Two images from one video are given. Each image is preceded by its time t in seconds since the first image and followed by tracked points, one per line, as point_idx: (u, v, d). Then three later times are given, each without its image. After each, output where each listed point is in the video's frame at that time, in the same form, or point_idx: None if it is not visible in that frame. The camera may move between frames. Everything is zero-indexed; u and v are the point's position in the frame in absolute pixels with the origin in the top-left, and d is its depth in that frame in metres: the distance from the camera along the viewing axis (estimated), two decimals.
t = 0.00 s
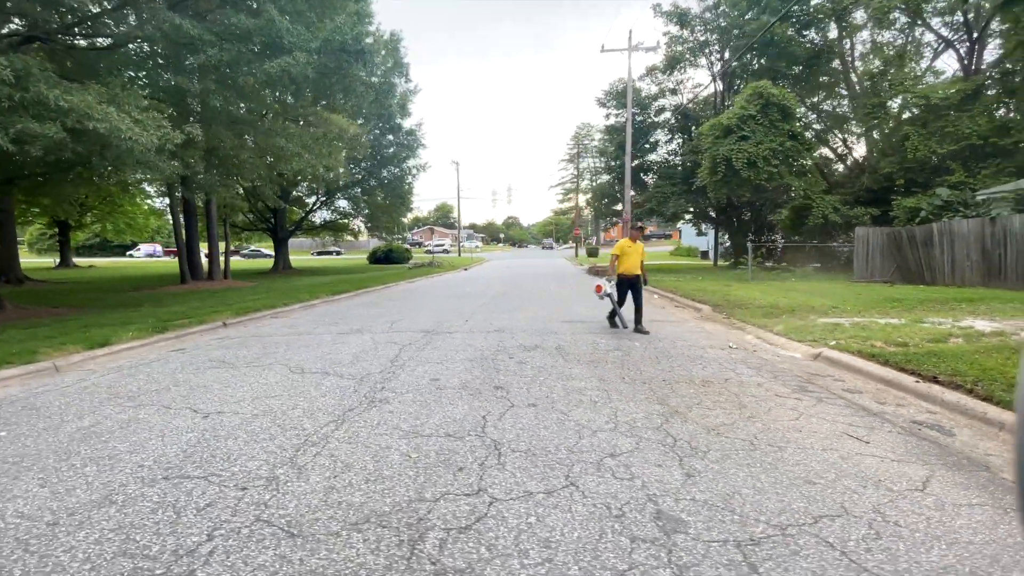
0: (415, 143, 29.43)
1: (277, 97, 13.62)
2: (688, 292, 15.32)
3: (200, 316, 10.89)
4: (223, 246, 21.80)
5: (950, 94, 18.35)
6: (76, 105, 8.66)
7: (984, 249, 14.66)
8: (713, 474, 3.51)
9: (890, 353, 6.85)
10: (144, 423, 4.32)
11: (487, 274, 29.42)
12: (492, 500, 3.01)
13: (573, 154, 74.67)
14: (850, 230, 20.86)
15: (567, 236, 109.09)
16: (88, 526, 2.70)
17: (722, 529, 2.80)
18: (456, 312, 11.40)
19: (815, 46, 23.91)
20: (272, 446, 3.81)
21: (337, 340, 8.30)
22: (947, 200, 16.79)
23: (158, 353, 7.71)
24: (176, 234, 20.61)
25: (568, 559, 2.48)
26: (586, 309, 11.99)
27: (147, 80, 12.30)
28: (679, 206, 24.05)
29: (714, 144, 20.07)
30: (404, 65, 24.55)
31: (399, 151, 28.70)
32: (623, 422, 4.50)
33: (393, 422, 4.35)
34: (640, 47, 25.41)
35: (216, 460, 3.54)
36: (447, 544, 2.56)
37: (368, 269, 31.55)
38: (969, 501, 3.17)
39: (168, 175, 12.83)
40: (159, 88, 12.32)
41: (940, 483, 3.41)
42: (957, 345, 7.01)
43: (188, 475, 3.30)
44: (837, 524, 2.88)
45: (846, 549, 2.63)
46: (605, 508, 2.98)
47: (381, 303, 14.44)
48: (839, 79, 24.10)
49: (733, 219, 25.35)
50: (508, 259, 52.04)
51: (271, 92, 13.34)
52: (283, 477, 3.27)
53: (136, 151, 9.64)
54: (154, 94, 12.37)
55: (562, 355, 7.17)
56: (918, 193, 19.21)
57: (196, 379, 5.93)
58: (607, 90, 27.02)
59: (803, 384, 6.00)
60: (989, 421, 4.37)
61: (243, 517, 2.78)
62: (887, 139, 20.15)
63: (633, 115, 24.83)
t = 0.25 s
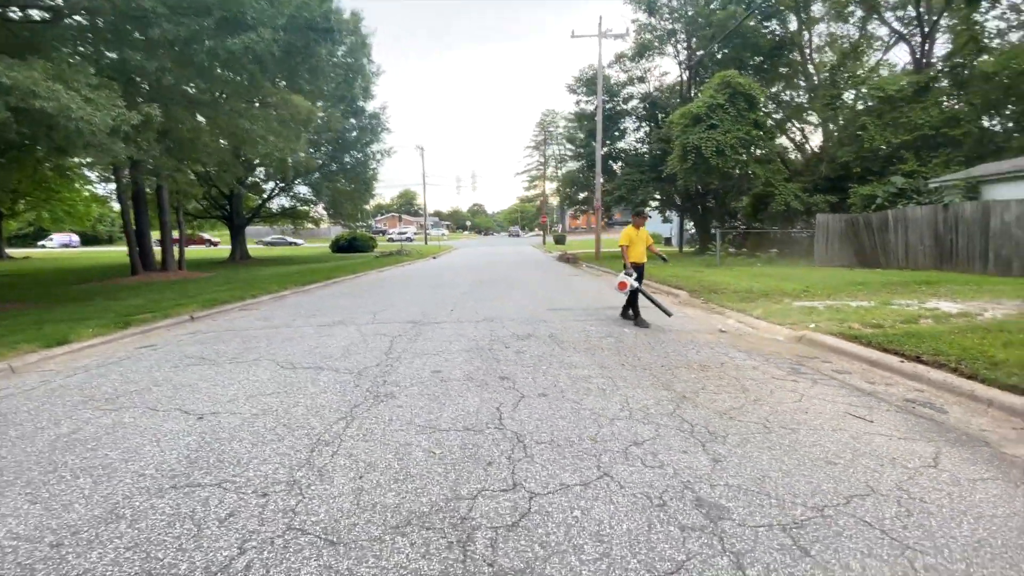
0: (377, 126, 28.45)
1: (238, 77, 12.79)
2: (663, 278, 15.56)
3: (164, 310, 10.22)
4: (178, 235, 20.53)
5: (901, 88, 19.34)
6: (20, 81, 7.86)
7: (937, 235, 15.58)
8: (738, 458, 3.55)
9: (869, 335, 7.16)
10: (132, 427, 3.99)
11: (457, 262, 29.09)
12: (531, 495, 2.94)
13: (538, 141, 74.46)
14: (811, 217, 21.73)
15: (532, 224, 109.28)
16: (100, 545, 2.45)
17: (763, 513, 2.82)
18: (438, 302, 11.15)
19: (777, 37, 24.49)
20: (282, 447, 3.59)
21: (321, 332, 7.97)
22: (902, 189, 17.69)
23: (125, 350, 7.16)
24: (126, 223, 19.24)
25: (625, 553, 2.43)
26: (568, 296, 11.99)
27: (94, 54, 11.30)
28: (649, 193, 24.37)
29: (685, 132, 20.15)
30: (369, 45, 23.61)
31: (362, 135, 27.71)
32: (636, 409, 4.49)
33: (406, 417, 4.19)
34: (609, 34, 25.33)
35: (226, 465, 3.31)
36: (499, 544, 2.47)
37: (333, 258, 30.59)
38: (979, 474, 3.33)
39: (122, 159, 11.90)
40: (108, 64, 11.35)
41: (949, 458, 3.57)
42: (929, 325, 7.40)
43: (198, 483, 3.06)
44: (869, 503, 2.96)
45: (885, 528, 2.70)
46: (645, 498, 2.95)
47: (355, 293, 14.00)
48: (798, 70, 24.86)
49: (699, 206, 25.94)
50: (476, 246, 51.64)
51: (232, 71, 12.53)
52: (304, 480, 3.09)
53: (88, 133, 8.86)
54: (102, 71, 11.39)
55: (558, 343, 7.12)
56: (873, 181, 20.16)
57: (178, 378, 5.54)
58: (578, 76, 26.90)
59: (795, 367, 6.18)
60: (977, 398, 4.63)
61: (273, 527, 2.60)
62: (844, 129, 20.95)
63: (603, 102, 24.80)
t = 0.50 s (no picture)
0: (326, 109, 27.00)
1: (176, 51, 11.62)
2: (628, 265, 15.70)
3: (101, 307, 9.24)
4: (109, 224, 18.75)
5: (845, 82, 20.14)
6: None
7: (879, 222, 16.52)
8: (750, 450, 3.49)
9: (838, 318, 7.42)
10: (85, 446, 3.47)
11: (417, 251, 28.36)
12: (555, 504, 2.74)
13: (493, 129, 73.80)
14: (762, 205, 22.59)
15: (487, 212, 108.71)
16: None
17: (793, 509, 2.76)
18: (407, 293, 10.72)
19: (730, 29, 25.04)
20: (268, 462, 3.22)
21: (286, 329, 7.40)
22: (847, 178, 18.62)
23: (60, 354, 6.36)
24: (47, 211, 17.36)
25: (669, 563, 2.29)
26: (539, 286, 11.84)
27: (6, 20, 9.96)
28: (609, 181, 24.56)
29: (645, 122, 20.13)
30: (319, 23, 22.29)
31: (311, 118, 26.28)
32: (637, 402, 4.37)
33: (399, 420, 3.88)
34: (568, 20, 25.07)
35: (204, 487, 2.92)
36: (536, 562, 2.26)
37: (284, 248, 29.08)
38: (979, 456, 3.42)
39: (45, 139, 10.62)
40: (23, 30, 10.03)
41: (946, 441, 3.66)
42: (889, 309, 7.76)
43: (175, 512, 2.66)
44: (889, 492, 2.96)
45: (912, 517, 2.69)
46: (673, 499, 2.82)
47: (314, 285, 13.28)
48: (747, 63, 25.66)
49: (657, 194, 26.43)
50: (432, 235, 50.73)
51: (172, 45, 11.40)
52: (301, 501, 2.75)
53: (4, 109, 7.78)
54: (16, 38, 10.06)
55: (540, 334, 6.93)
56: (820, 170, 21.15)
57: (129, 384, 4.94)
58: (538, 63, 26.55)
59: (775, 352, 6.28)
60: (953, 379, 4.87)
61: (276, 560, 2.28)
62: (792, 121, 21.73)
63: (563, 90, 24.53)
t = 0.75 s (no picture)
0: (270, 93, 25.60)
1: (100, 23, 10.42)
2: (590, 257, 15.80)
3: (21, 308, 8.22)
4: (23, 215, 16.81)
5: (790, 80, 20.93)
6: None
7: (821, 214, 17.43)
8: (754, 443, 3.48)
9: (801, 307, 7.70)
10: (26, 474, 2.99)
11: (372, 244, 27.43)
12: (578, 512, 2.59)
13: (445, 118, 72.56)
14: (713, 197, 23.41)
15: (440, 203, 107.16)
16: None
17: (813, 503, 2.75)
18: (370, 288, 10.24)
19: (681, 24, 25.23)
20: (251, 482, 2.88)
21: (244, 329, 6.83)
22: (792, 172, 19.51)
23: None
24: None
25: (709, 570, 2.20)
26: (506, 278, 11.68)
27: None
28: (567, 173, 24.65)
29: (603, 114, 20.20)
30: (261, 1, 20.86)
31: (253, 102, 24.75)
32: (633, 397, 4.29)
33: (391, 428, 3.60)
34: (524, 9, 24.81)
35: (181, 516, 2.56)
36: None
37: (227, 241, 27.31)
38: (964, 439, 3.57)
39: None
40: None
41: (929, 425, 3.82)
42: (846, 297, 8.16)
43: (150, 550, 2.31)
44: (895, 479, 3.02)
45: (923, 505, 2.75)
46: (694, 499, 2.75)
47: (265, 280, 12.47)
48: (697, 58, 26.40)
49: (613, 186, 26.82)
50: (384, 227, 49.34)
51: (95, 15, 10.23)
52: (298, 526, 2.46)
53: None
54: None
55: (517, 329, 6.75)
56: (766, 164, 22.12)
57: (70, 396, 4.35)
58: (494, 52, 26.10)
59: (749, 341, 6.41)
60: (919, 364, 5.15)
61: None
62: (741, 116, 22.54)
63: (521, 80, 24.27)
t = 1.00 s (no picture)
0: (210, 77, 23.97)
1: None
2: (554, 250, 15.69)
3: None
4: None
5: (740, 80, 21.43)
6: None
7: (771, 209, 17.98)
8: (758, 440, 3.40)
9: (769, 299, 7.85)
10: None
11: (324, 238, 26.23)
12: (600, 529, 2.38)
13: (398, 109, 70.74)
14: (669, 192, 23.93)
15: (393, 196, 104.66)
16: None
17: (833, 504, 2.67)
18: (330, 285, 9.65)
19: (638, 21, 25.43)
20: (222, 513, 2.48)
21: (193, 331, 6.19)
22: (744, 169, 20.08)
23: None
24: None
25: None
26: (472, 273, 11.37)
27: None
28: (527, 166, 24.47)
29: (564, 108, 20.11)
30: None
31: (191, 86, 23.05)
32: (628, 395, 4.13)
33: (377, 440, 3.26)
34: None
35: (139, 562, 2.15)
36: None
37: (163, 234, 25.32)
38: (953, 429, 3.64)
39: None
40: None
41: (918, 415, 3.87)
42: (809, 289, 8.39)
43: None
44: (902, 474, 3.01)
45: (936, 500, 2.74)
46: (716, 507, 2.60)
47: (209, 276, 11.53)
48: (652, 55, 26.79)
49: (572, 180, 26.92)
50: (336, 220, 47.55)
51: None
52: (286, 567, 2.12)
53: None
54: None
55: (494, 326, 6.47)
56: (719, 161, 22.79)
57: None
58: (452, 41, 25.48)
59: (726, 333, 6.42)
60: (891, 354, 5.30)
61: None
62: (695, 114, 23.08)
63: (480, 71, 23.77)
